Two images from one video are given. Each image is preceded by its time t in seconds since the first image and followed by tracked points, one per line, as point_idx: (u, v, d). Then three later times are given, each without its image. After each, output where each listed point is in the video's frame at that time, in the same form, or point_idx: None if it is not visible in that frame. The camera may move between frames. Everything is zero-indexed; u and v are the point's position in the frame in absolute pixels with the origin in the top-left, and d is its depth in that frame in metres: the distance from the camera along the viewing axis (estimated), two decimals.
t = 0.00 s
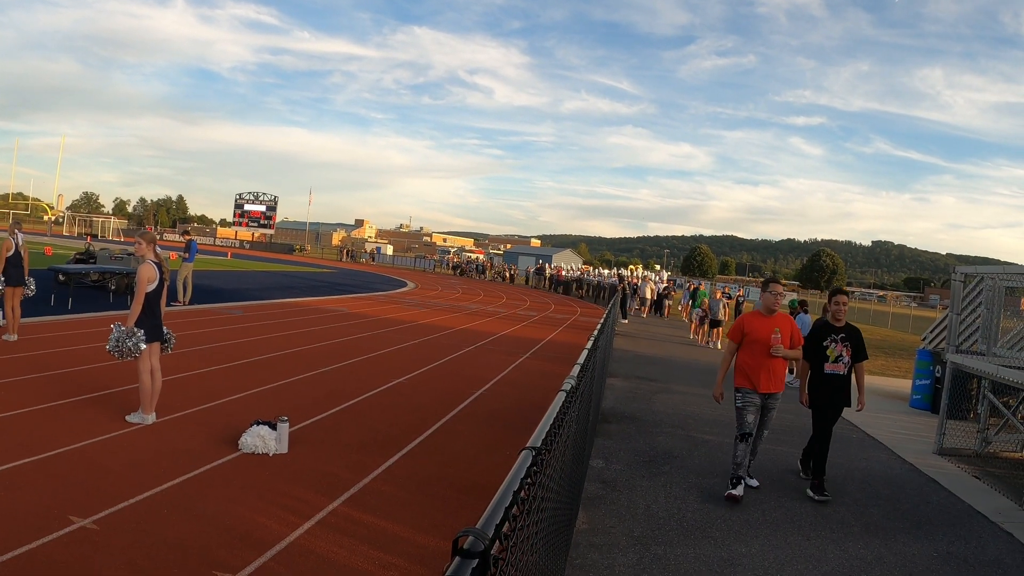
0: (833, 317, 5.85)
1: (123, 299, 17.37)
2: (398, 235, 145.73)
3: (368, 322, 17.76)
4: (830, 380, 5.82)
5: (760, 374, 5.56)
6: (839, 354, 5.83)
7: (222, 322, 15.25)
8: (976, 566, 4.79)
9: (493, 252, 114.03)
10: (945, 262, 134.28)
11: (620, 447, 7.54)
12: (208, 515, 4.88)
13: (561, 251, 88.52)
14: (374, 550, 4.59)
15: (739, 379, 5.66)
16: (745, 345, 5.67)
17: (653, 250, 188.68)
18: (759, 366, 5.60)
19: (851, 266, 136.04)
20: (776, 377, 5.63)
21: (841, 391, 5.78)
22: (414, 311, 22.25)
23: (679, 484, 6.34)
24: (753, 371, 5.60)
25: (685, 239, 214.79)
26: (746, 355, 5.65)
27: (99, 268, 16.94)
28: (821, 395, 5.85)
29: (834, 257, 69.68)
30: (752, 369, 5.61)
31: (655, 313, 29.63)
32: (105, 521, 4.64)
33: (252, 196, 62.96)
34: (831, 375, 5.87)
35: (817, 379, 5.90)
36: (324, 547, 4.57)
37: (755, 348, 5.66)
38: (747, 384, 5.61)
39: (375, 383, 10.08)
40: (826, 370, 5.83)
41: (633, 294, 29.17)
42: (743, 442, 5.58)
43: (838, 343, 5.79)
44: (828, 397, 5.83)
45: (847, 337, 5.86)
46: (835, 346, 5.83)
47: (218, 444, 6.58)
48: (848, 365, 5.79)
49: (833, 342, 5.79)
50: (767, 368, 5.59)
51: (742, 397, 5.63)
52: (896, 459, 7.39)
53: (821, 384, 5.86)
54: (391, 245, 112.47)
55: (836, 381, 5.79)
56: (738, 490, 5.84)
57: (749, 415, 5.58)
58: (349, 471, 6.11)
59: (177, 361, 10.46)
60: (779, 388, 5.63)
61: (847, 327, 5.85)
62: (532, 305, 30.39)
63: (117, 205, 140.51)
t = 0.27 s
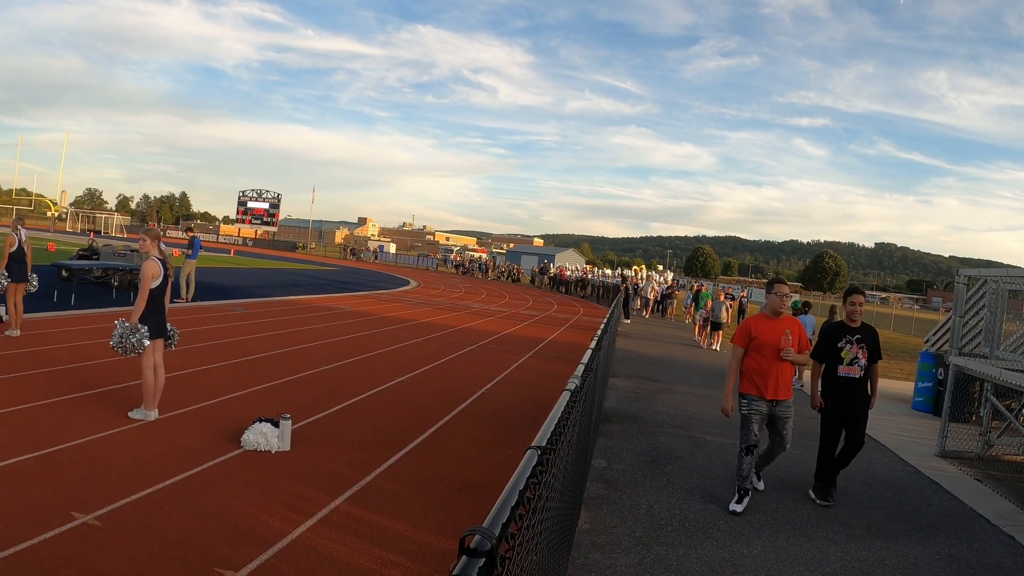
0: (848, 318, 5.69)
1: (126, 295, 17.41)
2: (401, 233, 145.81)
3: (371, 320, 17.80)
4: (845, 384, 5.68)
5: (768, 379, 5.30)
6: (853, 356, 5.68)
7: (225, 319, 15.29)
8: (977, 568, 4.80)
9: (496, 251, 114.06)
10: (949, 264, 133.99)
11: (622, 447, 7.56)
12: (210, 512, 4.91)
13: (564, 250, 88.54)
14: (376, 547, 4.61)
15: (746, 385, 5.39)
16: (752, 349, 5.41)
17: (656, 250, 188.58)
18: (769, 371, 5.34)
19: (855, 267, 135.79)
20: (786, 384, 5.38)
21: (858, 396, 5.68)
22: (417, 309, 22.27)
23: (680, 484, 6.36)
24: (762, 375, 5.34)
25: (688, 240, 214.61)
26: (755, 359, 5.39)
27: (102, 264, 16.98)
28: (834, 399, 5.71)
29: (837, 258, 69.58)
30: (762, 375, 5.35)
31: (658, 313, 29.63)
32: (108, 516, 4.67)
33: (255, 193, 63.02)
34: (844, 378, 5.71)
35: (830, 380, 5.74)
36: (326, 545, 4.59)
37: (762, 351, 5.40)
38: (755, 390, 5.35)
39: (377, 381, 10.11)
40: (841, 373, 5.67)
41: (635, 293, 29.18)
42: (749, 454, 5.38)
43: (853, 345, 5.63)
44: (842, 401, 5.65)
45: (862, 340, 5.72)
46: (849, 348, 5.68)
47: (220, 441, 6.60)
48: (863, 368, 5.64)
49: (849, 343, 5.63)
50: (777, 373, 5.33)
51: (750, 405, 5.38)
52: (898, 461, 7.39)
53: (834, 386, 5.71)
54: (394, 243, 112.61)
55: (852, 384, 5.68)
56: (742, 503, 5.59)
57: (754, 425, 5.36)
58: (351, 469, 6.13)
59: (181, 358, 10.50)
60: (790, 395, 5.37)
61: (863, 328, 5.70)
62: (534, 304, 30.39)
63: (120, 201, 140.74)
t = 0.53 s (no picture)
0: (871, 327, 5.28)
1: (129, 292, 17.46)
2: (403, 233, 145.89)
3: (374, 319, 17.82)
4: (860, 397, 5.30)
5: (777, 388, 5.04)
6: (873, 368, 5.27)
7: (228, 318, 15.33)
8: (979, 571, 4.80)
9: (498, 251, 114.21)
10: (952, 266, 133.76)
11: (624, 448, 7.56)
12: (212, 511, 4.92)
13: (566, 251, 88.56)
14: (378, 547, 4.62)
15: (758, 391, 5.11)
16: (765, 353, 5.08)
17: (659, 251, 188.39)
18: (780, 377, 5.05)
19: (857, 269, 135.56)
20: (797, 390, 5.09)
21: (874, 412, 5.28)
22: (419, 309, 22.31)
23: (683, 485, 6.35)
24: (771, 385, 5.08)
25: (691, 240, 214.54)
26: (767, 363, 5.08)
27: (105, 262, 17.04)
28: (847, 411, 5.37)
29: (840, 260, 69.51)
30: (773, 381, 5.06)
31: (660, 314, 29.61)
32: (110, 514, 4.69)
33: (258, 192, 63.17)
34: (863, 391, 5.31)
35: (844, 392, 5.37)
36: (328, 544, 4.60)
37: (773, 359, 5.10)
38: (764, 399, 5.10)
39: (379, 380, 10.12)
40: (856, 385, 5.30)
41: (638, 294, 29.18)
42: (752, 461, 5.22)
43: (873, 357, 5.23)
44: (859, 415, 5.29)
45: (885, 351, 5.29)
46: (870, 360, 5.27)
47: (223, 439, 6.62)
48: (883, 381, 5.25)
49: (868, 355, 5.23)
50: (788, 380, 5.05)
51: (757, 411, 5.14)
52: (900, 463, 7.39)
53: (848, 399, 5.34)
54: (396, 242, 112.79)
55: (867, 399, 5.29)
56: (744, 504, 5.58)
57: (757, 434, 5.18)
58: (353, 468, 6.14)
59: (184, 356, 10.52)
60: (802, 402, 5.08)
61: (884, 338, 5.30)
62: (537, 304, 30.40)
63: (123, 199, 141.03)
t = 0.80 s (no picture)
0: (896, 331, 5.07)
1: (130, 293, 17.49)
2: (405, 233, 145.98)
3: (376, 320, 17.85)
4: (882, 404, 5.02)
5: (798, 401, 4.80)
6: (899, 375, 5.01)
7: (230, 318, 15.36)
8: (981, 573, 4.79)
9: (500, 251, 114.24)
10: (954, 267, 133.60)
11: (626, 449, 7.56)
12: (213, 511, 4.92)
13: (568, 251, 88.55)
14: (380, 548, 4.62)
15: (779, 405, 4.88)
16: (785, 364, 4.83)
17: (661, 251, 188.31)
18: (799, 390, 4.80)
19: (859, 270, 135.41)
20: (820, 403, 4.83)
21: (897, 422, 4.98)
22: (421, 309, 22.35)
23: (685, 486, 6.35)
24: (791, 397, 4.83)
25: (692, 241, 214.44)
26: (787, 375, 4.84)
27: (107, 262, 17.07)
28: (868, 420, 5.08)
29: (842, 261, 69.46)
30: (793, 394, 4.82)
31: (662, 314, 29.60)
32: (111, 515, 4.70)
33: (260, 192, 63.27)
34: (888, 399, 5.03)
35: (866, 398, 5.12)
36: (330, 545, 4.60)
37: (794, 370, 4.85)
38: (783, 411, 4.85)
39: (381, 381, 10.13)
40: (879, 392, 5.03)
41: (640, 295, 29.20)
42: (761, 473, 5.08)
43: (897, 361, 4.99)
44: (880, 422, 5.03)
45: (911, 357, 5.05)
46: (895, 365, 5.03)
47: (225, 439, 6.63)
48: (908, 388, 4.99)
49: (892, 358, 5.00)
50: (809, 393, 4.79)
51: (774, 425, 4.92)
52: (902, 465, 7.38)
53: (869, 406, 5.07)
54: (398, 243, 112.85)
55: (888, 407, 5.01)
56: (746, 506, 5.55)
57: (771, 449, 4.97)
58: (355, 469, 6.15)
59: (186, 357, 10.54)
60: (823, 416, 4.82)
61: (910, 343, 5.07)
62: (539, 305, 30.42)
63: (125, 200, 141.27)
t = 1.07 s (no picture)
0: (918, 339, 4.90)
1: (134, 295, 17.54)
2: (409, 236, 146.12)
3: (380, 323, 17.87)
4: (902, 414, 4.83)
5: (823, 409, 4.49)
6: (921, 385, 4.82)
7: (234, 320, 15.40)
8: None
9: (503, 254, 114.28)
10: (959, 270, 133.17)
11: (630, 452, 7.55)
12: (217, 514, 4.93)
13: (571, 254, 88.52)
14: (385, 551, 4.62)
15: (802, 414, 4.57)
16: (809, 370, 4.56)
17: (664, 254, 188.06)
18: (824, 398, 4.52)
19: (864, 272, 134.96)
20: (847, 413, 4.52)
21: (921, 433, 4.80)
22: (425, 312, 22.37)
23: (689, 490, 6.33)
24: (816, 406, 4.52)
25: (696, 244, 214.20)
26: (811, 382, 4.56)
27: (111, 265, 17.13)
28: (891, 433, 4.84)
29: (846, 263, 69.31)
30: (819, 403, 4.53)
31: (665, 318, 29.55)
32: (116, 517, 4.71)
33: (264, 195, 63.44)
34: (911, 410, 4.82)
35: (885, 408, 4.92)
36: (335, 548, 4.60)
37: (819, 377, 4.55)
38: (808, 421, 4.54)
39: (385, 384, 10.14)
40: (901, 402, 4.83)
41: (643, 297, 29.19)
42: (792, 495, 4.55)
43: (921, 370, 4.81)
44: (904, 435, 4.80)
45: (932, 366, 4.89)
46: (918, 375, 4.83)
47: (230, 442, 6.64)
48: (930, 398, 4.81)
49: (916, 368, 4.80)
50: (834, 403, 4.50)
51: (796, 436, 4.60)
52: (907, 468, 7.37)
53: (894, 418, 4.83)
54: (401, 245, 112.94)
55: (911, 418, 4.80)
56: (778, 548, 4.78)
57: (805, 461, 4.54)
58: (360, 472, 6.15)
59: (190, 359, 10.57)
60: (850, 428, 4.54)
61: (932, 352, 4.90)
62: (542, 308, 30.44)
63: (130, 202, 141.74)
